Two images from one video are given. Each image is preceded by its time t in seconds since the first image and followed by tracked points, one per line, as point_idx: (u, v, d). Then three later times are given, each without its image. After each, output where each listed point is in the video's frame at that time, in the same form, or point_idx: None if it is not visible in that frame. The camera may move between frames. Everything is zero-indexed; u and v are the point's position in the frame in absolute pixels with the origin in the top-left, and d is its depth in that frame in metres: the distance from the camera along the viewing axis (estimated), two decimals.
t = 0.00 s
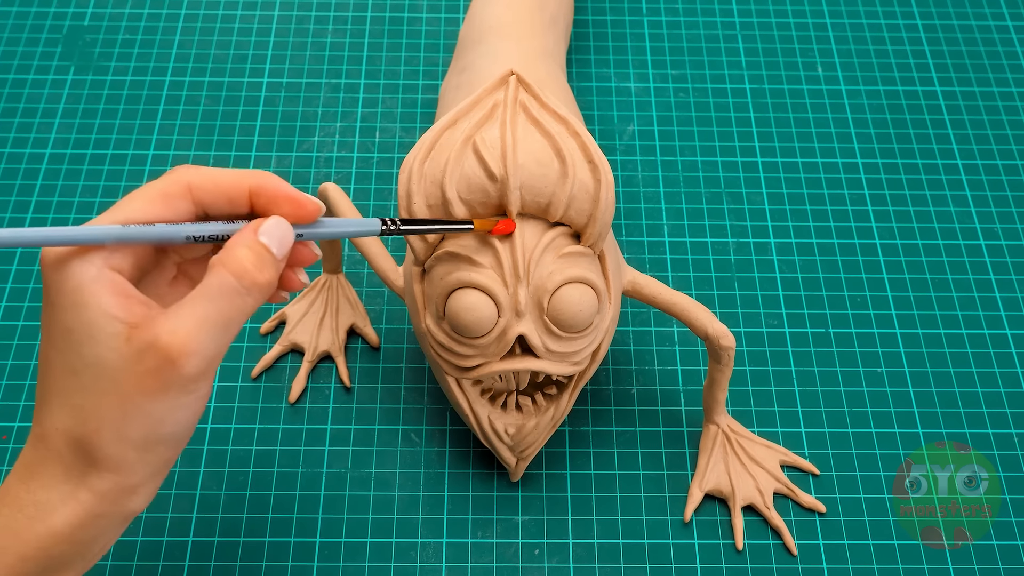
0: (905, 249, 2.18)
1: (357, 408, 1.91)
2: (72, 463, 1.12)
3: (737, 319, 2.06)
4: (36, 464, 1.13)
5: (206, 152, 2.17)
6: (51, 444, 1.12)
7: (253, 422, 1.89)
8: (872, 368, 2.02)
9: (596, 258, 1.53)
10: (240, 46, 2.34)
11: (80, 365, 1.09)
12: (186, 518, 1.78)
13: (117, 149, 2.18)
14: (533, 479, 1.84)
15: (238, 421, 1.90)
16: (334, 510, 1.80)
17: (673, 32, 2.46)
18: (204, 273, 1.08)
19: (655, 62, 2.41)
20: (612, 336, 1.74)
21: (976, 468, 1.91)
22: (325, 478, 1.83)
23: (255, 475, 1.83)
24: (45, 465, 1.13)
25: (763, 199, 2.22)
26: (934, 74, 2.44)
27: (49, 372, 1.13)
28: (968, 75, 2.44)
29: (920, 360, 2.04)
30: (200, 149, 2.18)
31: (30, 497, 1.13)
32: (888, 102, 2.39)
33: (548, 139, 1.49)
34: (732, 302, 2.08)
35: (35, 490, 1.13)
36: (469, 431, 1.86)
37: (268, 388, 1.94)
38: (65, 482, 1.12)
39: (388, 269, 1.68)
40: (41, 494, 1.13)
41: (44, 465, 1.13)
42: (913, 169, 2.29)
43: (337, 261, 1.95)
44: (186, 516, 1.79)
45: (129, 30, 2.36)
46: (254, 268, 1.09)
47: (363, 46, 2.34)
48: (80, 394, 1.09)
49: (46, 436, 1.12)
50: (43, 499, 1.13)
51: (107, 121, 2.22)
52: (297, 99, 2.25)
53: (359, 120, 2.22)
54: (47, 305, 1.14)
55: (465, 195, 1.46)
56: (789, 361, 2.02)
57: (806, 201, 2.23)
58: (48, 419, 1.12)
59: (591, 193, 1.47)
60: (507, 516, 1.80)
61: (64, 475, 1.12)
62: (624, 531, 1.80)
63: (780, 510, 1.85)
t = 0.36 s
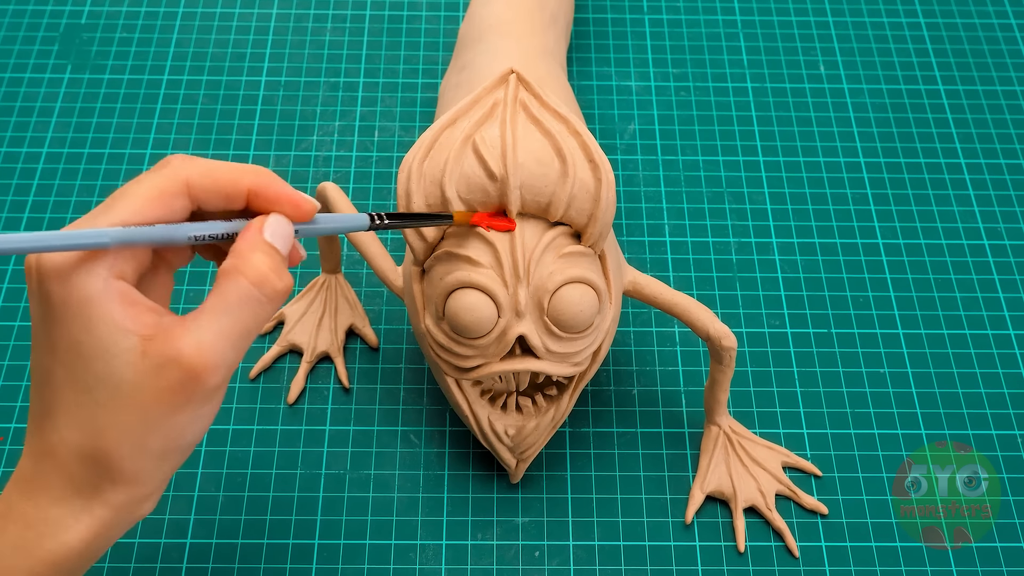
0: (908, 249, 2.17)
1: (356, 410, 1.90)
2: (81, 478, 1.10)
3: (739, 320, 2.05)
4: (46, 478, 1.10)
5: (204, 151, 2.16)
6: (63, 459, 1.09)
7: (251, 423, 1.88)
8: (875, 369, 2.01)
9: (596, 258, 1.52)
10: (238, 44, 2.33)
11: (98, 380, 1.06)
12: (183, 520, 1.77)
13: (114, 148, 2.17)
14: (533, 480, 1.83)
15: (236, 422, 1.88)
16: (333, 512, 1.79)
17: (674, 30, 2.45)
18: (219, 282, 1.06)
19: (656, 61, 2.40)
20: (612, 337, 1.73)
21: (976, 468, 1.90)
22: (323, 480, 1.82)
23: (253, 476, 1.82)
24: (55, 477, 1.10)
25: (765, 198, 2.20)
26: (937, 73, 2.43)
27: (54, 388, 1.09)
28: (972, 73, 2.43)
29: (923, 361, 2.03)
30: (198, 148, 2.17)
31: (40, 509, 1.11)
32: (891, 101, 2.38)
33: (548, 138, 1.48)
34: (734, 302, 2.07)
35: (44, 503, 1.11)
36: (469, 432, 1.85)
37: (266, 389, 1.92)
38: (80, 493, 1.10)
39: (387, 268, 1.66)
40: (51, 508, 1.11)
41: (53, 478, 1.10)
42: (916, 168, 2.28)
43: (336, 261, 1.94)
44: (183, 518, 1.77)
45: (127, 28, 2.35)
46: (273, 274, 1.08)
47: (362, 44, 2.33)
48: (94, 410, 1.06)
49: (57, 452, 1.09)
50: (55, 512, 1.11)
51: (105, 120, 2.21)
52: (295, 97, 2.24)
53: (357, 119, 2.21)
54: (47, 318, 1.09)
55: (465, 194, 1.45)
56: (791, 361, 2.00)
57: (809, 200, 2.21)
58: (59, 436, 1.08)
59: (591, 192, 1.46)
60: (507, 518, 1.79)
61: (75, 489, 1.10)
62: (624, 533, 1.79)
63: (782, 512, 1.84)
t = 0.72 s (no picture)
0: (911, 249, 2.15)
1: (355, 411, 1.88)
2: (115, 467, 0.97)
3: (740, 320, 2.03)
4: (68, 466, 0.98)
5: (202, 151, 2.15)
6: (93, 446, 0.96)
7: (249, 424, 1.86)
8: (878, 369, 2.00)
9: (596, 258, 1.50)
10: (236, 43, 2.32)
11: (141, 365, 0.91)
12: (181, 522, 1.76)
13: (111, 147, 2.16)
14: (533, 482, 1.82)
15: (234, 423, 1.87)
16: (331, 514, 1.77)
17: (675, 29, 2.44)
18: (267, 260, 0.90)
19: (656, 60, 2.39)
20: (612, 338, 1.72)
21: (977, 468, 1.89)
22: (322, 481, 1.81)
23: (252, 478, 1.81)
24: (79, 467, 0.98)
25: (766, 197, 2.19)
26: (940, 72, 2.42)
27: (82, 372, 0.94)
28: (975, 72, 2.42)
29: (926, 361, 2.02)
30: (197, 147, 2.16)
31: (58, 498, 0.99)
32: (894, 100, 2.36)
33: (548, 137, 1.47)
34: (735, 302, 2.05)
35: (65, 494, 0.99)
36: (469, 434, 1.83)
37: (264, 389, 1.91)
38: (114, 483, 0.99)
39: (386, 269, 1.65)
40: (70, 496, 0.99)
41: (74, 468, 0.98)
42: (919, 167, 2.27)
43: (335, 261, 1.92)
44: (181, 519, 1.76)
45: (124, 26, 2.33)
46: (328, 252, 0.91)
47: (361, 43, 2.32)
48: (135, 397, 0.93)
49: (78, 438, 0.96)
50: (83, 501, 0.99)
51: (102, 119, 2.20)
52: (294, 96, 2.23)
53: (356, 118, 2.20)
54: (94, 304, 0.90)
55: (465, 194, 1.44)
56: (793, 362, 1.99)
57: (811, 200, 2.20)
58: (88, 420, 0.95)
59: (592, 192, 1.44)
60: (507, 519, 1.78)
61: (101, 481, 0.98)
62: (625, 535, 1.77)
63: (783, 513, 1.83)
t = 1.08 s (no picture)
0: (913, 249, 2.14)
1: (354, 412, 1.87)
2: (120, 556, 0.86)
3: (742, 321, 2.02)
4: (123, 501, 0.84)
5: (199, 150, 2.14)
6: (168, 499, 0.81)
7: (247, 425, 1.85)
8: (880, 370, 1.98)
9: (597, 258, 1.49)
10: (234, 41, 2.31)
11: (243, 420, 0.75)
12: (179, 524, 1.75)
13: (109, 146, 2.15)
14: (534, 484, 1.80)
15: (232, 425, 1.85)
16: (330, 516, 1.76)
17: (676, 27, 2.43)
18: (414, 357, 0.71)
19: (657, 58, 2.37)
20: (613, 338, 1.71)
21: (977, 468, 1.88)
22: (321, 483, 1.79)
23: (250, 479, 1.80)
24: (176, 526, 0.78)
25: (768, 197, 2.18)
26: (944, 70, 2.40)
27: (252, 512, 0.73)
28: (978, 71, 2.40)
29: (929, 362, 2.00)
30: (194, 146, 2.15)
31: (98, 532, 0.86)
32: (896, 99, 2.35)
33: (549, 136, 1.46)
34: (737, 302, 2.04)
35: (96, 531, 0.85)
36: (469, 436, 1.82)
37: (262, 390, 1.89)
38: (157, 565, 0.81)
39: (384, 269, 1.64)
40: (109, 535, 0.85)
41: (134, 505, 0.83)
42: (921, 167, 2.26)
43: (333, 261, 1.90)
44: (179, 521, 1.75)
45: (121, 25, 2.32)
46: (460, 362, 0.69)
47: (360, 41, 2.30)
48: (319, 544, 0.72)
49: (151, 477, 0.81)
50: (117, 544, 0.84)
51: (99, 118, 2.19)
52: (292, 94, 2.22)
53: (355, 117, 2.18)
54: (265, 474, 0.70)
55: (465, 194, 1.42)
56: (795, 363, 1.98)
57: (813, 199, 2.19)
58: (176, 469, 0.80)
59: (593, 191, 1.43)
60: (507, 521, 1.77)
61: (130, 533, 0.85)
62: (626, 537, 1.76)
63: (785, 515, 1.81)
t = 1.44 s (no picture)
0: (916, 249, 2.13)
1: (353, 413, 1.86)
2: None
3: (744, 321, 2.01)
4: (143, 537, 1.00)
5: (197, 149, 2.13)
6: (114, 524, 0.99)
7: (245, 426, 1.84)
8: (883, 371, 1.97)
9: (597, 258, 1.48)
10: (232, 40, 2.29)
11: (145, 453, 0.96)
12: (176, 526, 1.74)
13: (106, 145, 2.14)
14: (534, 485, 1.79)
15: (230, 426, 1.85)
16: (329, 518, 1.75)
17: (677, 26, 2.41)
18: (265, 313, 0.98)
19: (658, 57, 2.36)
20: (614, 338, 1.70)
21: (976, 468, 1.87)
22: (320, 484, 1.78)
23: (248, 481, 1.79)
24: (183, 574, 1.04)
25: (770, 197, 2.16)
26: (947, 69, 2.39)
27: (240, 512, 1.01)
28: (982, 69, 2.39)
29: (931, 363, 1.99)
30: (192, 145, 2.14)
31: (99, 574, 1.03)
32: (898, 98, 2.34)
33: (549, 135, 1.45)
34: (738, 303, 2.03)
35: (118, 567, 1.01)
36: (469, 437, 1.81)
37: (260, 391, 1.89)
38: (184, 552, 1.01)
39: (384, 269, 1.63)
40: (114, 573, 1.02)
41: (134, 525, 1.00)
42: (924, 166, 2.24)
43: (332, 259, 1.87)
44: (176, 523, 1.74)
45: (118, 23, 2.31)
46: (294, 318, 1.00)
47: (359, 40, 2.29)
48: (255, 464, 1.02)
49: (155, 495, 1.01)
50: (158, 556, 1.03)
51: (96, 117, 2.18)
52: (291, 94, 2.21)
53: (354, 116, 2.17)
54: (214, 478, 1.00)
55: (464, 193, 1.41)
56: (797, 364, 1.97)
57: (815, 198, 2.18)
58: (85, 503, 0.97)
59: (593, 191, 1.42)
60: (507, 523, 1.75)
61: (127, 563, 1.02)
62: (627, 539, 1.75)
63: (787, 517, 1.80)
